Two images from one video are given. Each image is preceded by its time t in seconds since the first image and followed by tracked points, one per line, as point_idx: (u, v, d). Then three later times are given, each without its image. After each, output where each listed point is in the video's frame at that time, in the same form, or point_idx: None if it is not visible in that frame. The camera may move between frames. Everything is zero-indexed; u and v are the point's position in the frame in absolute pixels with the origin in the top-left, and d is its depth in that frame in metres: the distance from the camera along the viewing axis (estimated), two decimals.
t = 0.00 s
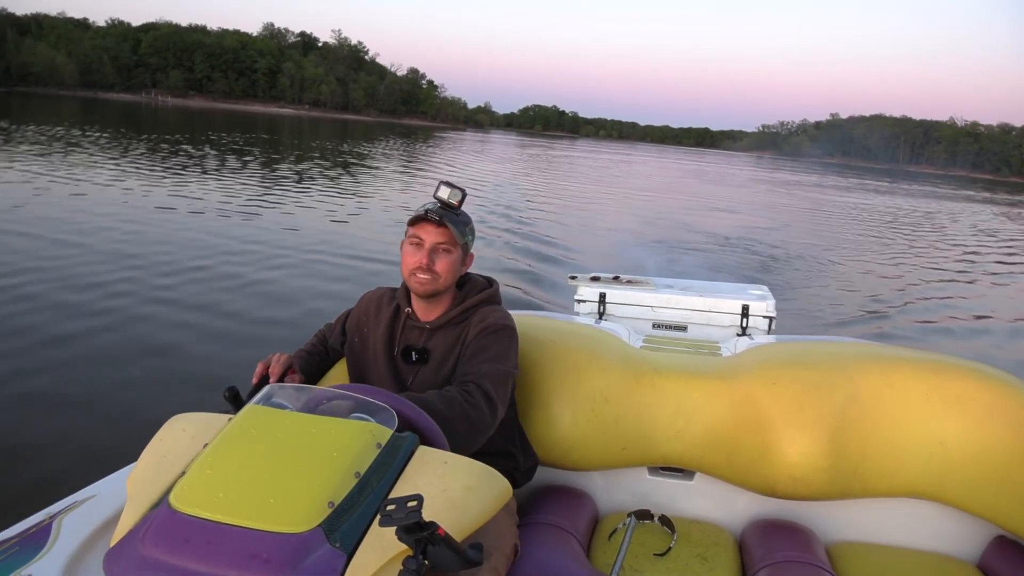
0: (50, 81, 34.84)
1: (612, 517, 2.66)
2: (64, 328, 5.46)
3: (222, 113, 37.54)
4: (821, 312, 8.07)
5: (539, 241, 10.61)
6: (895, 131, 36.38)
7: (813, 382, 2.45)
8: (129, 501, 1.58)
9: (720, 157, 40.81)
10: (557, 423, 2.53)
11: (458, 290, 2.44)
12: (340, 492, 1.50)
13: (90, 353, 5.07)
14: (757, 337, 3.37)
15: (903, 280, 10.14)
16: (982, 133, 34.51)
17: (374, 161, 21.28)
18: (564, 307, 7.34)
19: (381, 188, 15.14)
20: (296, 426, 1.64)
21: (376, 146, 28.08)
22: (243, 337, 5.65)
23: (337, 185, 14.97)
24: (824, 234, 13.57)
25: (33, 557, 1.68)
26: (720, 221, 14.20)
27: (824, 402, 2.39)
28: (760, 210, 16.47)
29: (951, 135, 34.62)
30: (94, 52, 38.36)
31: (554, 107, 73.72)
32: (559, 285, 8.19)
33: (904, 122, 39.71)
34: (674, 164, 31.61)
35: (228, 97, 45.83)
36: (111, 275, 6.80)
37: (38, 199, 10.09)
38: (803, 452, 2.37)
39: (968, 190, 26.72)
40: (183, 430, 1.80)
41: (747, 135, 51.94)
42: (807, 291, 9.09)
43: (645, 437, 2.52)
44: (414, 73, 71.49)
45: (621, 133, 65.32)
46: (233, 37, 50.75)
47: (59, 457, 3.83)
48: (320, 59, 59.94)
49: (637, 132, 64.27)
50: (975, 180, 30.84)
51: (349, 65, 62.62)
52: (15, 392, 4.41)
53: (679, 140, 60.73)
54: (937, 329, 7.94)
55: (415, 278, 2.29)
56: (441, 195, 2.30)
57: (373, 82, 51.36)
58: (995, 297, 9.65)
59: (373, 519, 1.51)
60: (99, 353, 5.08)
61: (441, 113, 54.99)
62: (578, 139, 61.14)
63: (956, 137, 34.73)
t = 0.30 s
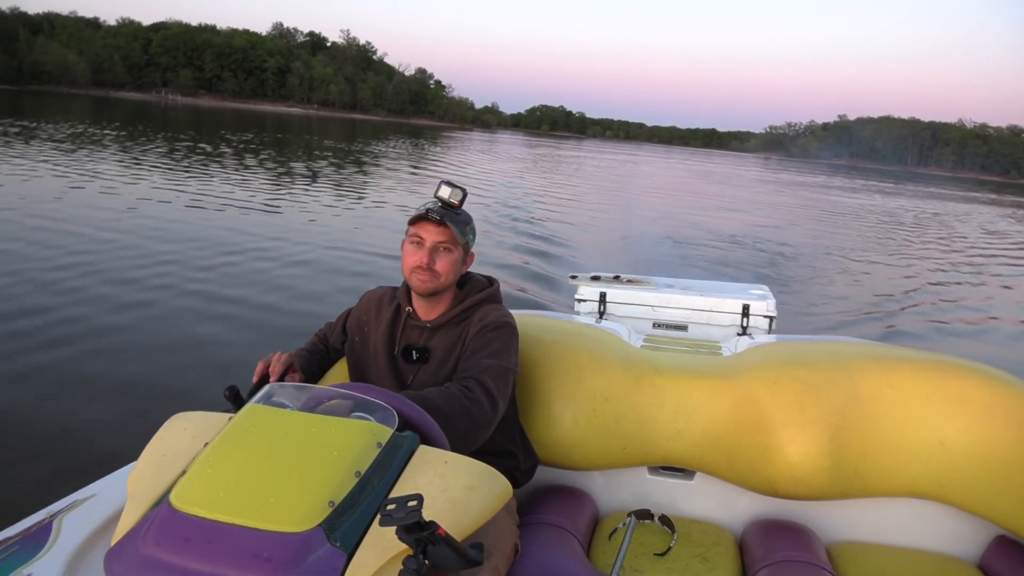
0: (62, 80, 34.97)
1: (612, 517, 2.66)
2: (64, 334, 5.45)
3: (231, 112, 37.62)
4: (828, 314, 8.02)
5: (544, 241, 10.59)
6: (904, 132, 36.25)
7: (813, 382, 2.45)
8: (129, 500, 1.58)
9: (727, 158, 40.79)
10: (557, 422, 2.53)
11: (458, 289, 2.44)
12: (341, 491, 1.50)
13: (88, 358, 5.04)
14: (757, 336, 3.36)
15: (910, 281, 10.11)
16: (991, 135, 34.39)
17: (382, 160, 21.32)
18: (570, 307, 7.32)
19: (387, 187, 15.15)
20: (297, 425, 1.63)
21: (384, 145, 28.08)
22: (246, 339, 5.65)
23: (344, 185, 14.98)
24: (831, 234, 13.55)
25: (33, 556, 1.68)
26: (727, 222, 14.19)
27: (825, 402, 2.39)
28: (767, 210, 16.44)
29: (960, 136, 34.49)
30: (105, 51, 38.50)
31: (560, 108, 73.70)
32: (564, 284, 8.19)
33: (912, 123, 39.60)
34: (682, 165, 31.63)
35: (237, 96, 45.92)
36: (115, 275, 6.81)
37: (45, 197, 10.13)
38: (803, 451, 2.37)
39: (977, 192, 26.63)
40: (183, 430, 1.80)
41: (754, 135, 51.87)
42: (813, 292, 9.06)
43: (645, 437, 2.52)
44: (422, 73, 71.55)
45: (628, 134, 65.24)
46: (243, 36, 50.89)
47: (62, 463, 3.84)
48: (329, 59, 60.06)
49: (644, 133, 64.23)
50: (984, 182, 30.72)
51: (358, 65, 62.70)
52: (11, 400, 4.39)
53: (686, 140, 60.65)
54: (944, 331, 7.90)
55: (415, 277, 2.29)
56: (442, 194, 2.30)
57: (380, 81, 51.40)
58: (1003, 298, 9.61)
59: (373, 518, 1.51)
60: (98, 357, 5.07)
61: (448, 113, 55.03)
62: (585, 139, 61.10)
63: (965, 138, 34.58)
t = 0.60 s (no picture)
0: (69, 80, 35.03)
1: (614, 517, 2.65)
2: (66, 335, 5.45)
3: (237, 112, 37.64)
4: (832, 314, 8.01)
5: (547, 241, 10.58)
6: (909, 132, 36.14)
7: (814, 382, 2.44)
8: (131, 501, 1.59)
9: (732, 158, 40.78)
10: (558, 423, 2.53)
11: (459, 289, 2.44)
12: (342, 491, 1.51)
13: (89, 359, 5.03)
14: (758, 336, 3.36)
15: (915, 281, 10.07)
16: (996, 135, 34.30)
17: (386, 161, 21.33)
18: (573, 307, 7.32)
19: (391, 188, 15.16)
20: (298, 425, 1.63)
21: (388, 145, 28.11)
22: (248, 339, 5.65)
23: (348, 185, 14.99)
24: (836, 234, 13.52)
25: (34, 557, 1.68)
26: (731, 222, 14.18)
27: (825, 402, 2.39)
28: (772, 210, 16.42)
29: (965, 136, 34.40)
30: (112, 52, 38.56)
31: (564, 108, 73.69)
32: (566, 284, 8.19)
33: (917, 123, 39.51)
34: (687, 165, 31.62)
35: (243, 97, 45.96)
36: (119, 275, 6.82)
37: (50, 198, 10.15)
38: (804, 451, 2.37)
39: (983, 192, 26.56)
40: (185, 430, 1.80)
41: (758, 136, 51.83)
42: (818, 292, 9.04)
43: (646, 437, 2.52)
44: (426, 74, 71.59)
45: (633, 134, 65.18)
46: (248, 36, 50.93)
47: (65, 463, 3.83)
48: (334, 59, 60.11)
49: (649, 133, 64.16)
50: (990, 182, 30.63)
51: (363, 65, 62.75)
52: (11, 400, 4.37)
53: (691, 141, 60.60)
54: (950, 331, 7.88)
55: (414, 277, 2.29)
56: (439, 193, 2.29)
57: (385, 82, 51.42)
58: (1008, 299, 9.58)
59: (374, 519, 1.52)
60: (100, 359, 5.07)
61: (453, 113, 55.03)
62: (590, 139, 61.09)
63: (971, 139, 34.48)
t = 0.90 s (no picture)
0: (76, 81, 35.15)
1: (615, 517, 2.65)
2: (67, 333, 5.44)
3: (242, 113, 37.70)
4: (835, 313, 7.99)
5: (550, 241, 10.57)
6: (914, 133, 36.05)
7: (814, 380, 2.44)
8: (133, 501, 1.59)
9: (735, 159, 40.76)
10: (559, 423, 2.53)
11: (459, 290, 2.43)
12: (343, 491, 1.51)
13: (90, 356, 5.02)
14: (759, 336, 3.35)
15: (920, 281, 10.04)
16: (1001, 135, 34.20)
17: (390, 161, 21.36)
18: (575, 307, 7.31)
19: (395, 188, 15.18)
20: (299, 426, 1.63)
21: (393, 146, 28.16)
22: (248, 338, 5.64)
23: (351, 185, 15.00)
24: (839, 234, 13.50)
25: (34, 558, 1.68)
26: (735, 221, 14.17)
27: (825, 401, 2.39)
28: (776, 210, 16.40)
29: (969, 136, 34.32)
30: (117, 53, 38.65)
31: (567, 109, 73.67)
32: (568, 284, 8.17)
33: (921, 123, 39.42)
34: (691, 165, 31.62)
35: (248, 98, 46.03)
36: (121, 275, 6.83)
37: (54, 199, 10.18)
38: (804, 450, 2.36)
39: (987, 192, 26.50)
40: (185, 430, 1.80)
41: (762, 136, 51.81)
42: (821, 292, 9.02)
43: (646, 437, 2.52)
44: (430, 75, 71.69)
45: (636, 134, 65.17)
46: (253, 38, 51.02)
47: (68, 465, 3.83)
48: (339, 61, 60.20)
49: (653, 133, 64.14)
50: (994, 183, 30.54)
51: (367, 66, 62.83)
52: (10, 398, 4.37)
53: (694, 141, 60.57)
54: (954, 332, 7.85)
55: (407, 278, 2.30)
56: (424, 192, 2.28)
57: (389, 83, 51.46)
58: (1013, 299, 9.54)
59: (375, 519, 1.52)
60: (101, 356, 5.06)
61: (457, 113, 55.07)
62: (594, 140, 61.08)
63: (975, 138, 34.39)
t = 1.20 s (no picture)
0: (81, 82, 35.20)
1: (616, 516, 2.65)
2: (68, 335, 5.43)
3: (246, 114, 37.73)
4: (838, 313, 7.97)
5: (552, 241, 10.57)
6: (917, 133, 36.00)
7: (816, 380, 2.44)
8: (135, 501, 1.59)
9: (738, 159, 40.73)
10: (560, 423, 2.53)
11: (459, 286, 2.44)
12: (345, 490, 1.51)
13: (89, 356, 5.00)
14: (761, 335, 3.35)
15: (922, 281, 10.02)
16: (1004, 135, 34.13)
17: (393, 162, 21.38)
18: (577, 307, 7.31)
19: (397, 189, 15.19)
20: (300, 425, 1.63)
21: (396, 146, 28.17)
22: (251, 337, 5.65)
23: (354, 185, 15.01)
24: (842, 233, 13.49)
25: (36, 557, 1.68)
26: (737, 221, 14.17)
27: (827, 401, 2.38)
28: (779, 210, 16.39)
29: (973, 136, 34.26)
30: (122, 55, 38.68)
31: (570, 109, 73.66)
32: (570, 283, 8.17)
33: (924, 123, 39.37)
34: (695, 166, 31.61)
35: (252, 99, 46.08)
36: (124, 275, 6.84)
37: (58, 198, 10.19)
38: (805, 450, 2.36)
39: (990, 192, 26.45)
40: (187, 430, 1.80)
41: (765, 137, 51.78)
42: (824, 292, 9.01)
43: (647, 436, 2.52)
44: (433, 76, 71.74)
45: (639, 135, 65.15)
46: (257, 39, 51.07)
47: (70, 461, 3.84)
48: (343, 62, 60.25)
49: (656, 134, 64.12)
50: (997, 183, 30.49)
51: (371, 67, 62.88)
52: (14, 396, 4.37)
53: (697, 142, 60.53)
54: (957, 331, 7.84)
55: (403, 275, 2.31)
56: (410, 186, 2.28)
57: (392, 83, 51.49)
58: (1016, 299, 9.52)
59: (377, 518, 1.52)
60: (100, 354, 5.05)
61: (461, 114, 55.07)
62: (597, 140, 61.06)
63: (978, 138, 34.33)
